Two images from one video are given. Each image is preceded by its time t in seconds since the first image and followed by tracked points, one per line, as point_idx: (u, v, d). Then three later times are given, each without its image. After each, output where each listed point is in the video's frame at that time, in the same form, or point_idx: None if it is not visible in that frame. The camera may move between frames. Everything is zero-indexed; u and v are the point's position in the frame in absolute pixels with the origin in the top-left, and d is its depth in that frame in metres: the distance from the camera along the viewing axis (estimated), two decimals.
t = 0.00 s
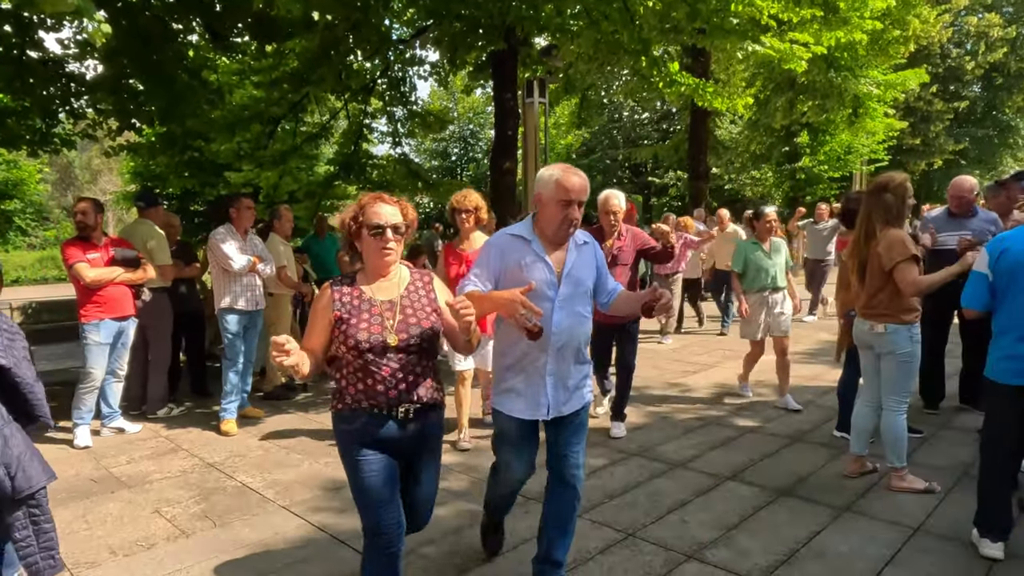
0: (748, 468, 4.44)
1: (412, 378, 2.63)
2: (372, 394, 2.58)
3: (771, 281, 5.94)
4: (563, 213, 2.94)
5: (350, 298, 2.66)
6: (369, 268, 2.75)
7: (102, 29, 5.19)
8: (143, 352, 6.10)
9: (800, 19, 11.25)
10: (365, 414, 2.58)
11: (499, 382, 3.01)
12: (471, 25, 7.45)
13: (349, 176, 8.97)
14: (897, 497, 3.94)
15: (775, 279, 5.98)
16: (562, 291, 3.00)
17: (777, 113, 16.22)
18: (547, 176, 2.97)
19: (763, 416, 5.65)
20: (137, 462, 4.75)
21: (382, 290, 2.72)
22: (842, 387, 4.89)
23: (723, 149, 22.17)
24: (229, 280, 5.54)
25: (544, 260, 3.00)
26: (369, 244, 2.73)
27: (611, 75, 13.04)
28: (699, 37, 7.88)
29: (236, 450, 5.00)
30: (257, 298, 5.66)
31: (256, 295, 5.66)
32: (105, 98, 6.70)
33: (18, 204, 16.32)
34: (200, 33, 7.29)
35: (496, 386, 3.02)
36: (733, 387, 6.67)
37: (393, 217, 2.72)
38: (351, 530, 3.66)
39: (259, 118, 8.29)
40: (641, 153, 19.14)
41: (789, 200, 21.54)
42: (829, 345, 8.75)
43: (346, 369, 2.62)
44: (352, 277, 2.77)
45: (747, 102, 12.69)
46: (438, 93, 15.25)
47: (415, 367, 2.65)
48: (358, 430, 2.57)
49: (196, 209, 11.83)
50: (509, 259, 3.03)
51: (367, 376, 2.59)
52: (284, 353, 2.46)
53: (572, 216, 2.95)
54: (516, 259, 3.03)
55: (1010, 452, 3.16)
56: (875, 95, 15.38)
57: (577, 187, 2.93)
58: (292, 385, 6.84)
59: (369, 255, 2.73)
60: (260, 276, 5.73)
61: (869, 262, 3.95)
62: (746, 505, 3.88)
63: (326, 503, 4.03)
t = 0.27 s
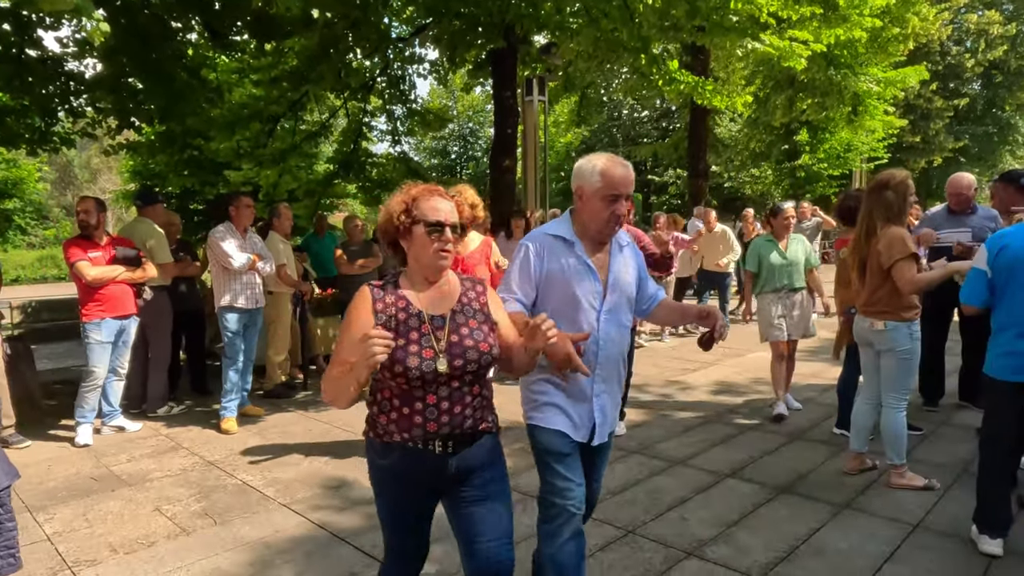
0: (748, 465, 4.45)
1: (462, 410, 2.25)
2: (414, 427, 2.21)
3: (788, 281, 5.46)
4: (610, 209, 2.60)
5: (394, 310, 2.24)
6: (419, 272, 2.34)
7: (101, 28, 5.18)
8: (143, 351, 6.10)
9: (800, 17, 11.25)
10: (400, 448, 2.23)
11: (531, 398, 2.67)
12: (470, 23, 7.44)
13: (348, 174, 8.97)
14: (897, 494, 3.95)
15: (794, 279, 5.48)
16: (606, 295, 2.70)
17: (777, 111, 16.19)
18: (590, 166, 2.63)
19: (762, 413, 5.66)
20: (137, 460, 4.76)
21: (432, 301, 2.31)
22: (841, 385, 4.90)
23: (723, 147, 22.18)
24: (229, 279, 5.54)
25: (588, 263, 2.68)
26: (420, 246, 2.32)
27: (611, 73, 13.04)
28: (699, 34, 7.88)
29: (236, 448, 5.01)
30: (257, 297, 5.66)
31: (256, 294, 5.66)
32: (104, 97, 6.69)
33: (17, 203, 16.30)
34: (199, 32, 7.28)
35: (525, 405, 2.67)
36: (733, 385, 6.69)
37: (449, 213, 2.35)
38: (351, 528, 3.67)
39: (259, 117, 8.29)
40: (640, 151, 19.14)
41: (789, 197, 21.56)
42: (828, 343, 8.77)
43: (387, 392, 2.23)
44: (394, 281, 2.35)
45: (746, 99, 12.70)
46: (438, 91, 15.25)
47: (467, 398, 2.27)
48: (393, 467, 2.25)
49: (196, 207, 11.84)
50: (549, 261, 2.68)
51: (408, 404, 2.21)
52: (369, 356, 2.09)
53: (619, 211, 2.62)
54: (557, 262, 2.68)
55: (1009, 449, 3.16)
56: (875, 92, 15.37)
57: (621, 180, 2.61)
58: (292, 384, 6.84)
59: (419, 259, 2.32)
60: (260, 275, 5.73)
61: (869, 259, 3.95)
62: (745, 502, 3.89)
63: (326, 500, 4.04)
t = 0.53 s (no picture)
0: (748, 461, 4.45)
1: (577, 442, 1.76)
2: (523, 465, 1.68)
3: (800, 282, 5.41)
4: (679, 203, 2.14)
5: (497, 311, 1.72)
6: (522, 268, 1.86)
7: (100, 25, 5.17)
8: (143, 348, 6.09)
9: (800, 14, 11.24)
10: (498, 492, 1.70)
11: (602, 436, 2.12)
12: (470, 20, 7.43)
13: (348, 172, 8.98)
14: (898, 490, 3.95)
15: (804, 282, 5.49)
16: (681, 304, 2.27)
17: (777, 108, 16.12)
18: (653, 152, 2.16)
19: (762, 410, 5.66)
20: (137, 458, 4.76)
21: (541, 305, 1.84)
22: (841, 382, 4.90)
23: (723, 144, 22.18)
24: (229, 277, 5.54)
25: (658, 268, 2.20)
26: (526, 235, 1.84)
27: (611, 71, 13.04)
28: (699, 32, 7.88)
29: (236, 446, 5.01)
30: (257, 295, 5.66)
31: (256, 291, 5.66)
32: (103, 95, 6.69)
33: (17, 201, 16.31)
34: (198, 30, 7.28)
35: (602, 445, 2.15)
36: (733, 382, 6.69)
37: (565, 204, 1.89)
38: (352, 525, 3.67)
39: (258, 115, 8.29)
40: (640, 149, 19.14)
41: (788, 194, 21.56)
42: (828, 340, 8.77)
43: (482, 419, 1.70)
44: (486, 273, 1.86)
45: (746, 97, 12.69)
46: (438, 89, 15.24)
47: (580, 427, 1.77)
48: (491, 517, 1.71)
49: (196, 205, 11.84)
50: (618, 269, 2.17)
51: (511, 436, 1.68)
52: (474, 390, 1.53)
53: (686, 206, 2.17)
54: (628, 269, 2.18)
55: (1010, 445, 3.16)
56: (875, 90, 15.37)
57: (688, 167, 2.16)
58: (292, 381, 6.85)
59: (525, 252, 1.84)
60: (260, 272, 5.73)
61: (870, 255, 3.95)
62: (746, 498, 3.89)
63: (327, 497, 4.04)
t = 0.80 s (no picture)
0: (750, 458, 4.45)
1: (745, 479, 1.52)
2: (695, 518, 1.42)
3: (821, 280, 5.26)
4: (808, 186, 2.10)
5: (624, 323, 1.46)
6: (647, 270, 1.61)
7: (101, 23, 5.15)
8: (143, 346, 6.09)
9: (800, 11, 11.23)
10: (656, 547, 1.45)
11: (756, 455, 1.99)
12: (470, 18, 7.40)
13: (348, 170, 8.97)
14: (900, 486, 3.95)
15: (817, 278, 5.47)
16: (805, 298, 2.20)
17: (777, 106, 15.80)
18: (776, 132, 2.12)
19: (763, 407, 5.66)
20: (139, 456, 4.76)
21: (677, 310, 1.59)
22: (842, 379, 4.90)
23: (723, 143, 22.17)
24: (230, 274, 5.53)
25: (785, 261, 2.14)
26: (652, 229, 1.58)
27: (611, 68, 13.03)
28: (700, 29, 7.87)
29: (238, 443, 5.00)
30: (258, 292, 5.65)
31: (256, 289, 5.65)
32: (104, 93, 6.69)
33: (17, 199, 16.31)
34: (198, 28, 7.27)
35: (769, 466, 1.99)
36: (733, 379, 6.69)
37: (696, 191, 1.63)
38: (354, 521, 3.67)
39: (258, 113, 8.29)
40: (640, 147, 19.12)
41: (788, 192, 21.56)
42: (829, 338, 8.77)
43: (634, 462, 1.43)
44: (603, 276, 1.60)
45: (747, 95, 12.68)
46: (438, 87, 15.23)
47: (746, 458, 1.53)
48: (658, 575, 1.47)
49: (196, 204, 11.84)
50: (749, 266, 2.08)
51: (675, 483, 1.42)
52: (599, 455, 1.27)
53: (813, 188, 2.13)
54: (757, 265, 2.09)
55: (1012, 441, 3.16)
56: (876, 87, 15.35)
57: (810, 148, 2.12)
58: (293, 379, 6.84)
59: (647, 250, 1.60)
60: (260, 270, 5.72)
61: (871, 251, 3.95)
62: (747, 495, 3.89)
63: (329, 494, 4.04)
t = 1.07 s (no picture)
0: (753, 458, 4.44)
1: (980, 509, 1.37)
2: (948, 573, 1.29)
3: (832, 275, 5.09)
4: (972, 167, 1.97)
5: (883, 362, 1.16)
6: (868, 288, 1.29)
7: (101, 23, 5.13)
8: (145, 346, 6.08)
9: (801, 10, 11.22)
10: None
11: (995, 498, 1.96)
12: (470, 17, 7.39)
13: (349, 170, 8.96)
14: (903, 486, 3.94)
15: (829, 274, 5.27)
16: (979, 293, 2.16)
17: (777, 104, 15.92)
18: (929, 111, 2.00)
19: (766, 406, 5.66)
20: (141, 456, 4.75)
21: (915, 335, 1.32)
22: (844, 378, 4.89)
23: (723, 141, 22.15)
24: (231, 274, 5.53)
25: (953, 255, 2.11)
26: (880, 236, 1.24)
27: (611, 67, 13.02)
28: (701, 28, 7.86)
29: (239, 443, 5.00)
30: (259, 292, 5.65)
31: (257, 289, 5.65)
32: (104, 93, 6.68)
33: (17, 199, 16.31)
34: (198, 28, 7.26)
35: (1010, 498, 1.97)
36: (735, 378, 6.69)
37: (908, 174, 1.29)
38: (356, 522, 3.67)
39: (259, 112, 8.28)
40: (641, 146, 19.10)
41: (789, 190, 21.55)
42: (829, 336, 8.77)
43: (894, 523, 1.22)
44: (818, 298, 1.25)
45: (747, 93, 12.66)
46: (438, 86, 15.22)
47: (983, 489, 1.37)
48: None
49: (196, 204, 11.83)
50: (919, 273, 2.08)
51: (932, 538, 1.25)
52: None
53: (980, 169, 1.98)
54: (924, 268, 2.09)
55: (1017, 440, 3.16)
56: (878, 85, 15.36)
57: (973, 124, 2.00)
58: (294, 379, 6.84)
59: (872, 260, 1.27)
60: (261, 270, 5.72)
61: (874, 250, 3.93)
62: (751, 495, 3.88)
63: (331, 494, 4.03)
